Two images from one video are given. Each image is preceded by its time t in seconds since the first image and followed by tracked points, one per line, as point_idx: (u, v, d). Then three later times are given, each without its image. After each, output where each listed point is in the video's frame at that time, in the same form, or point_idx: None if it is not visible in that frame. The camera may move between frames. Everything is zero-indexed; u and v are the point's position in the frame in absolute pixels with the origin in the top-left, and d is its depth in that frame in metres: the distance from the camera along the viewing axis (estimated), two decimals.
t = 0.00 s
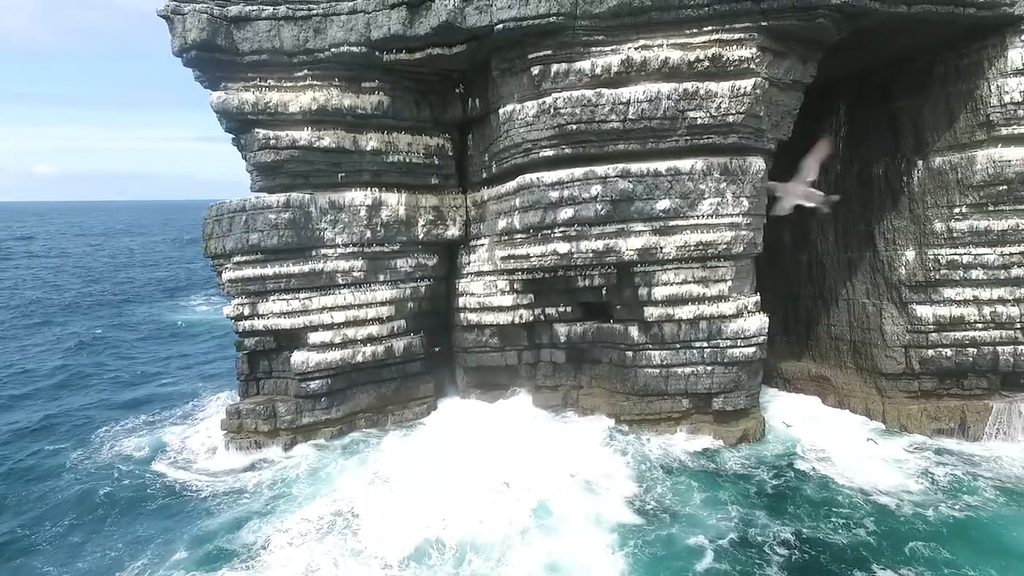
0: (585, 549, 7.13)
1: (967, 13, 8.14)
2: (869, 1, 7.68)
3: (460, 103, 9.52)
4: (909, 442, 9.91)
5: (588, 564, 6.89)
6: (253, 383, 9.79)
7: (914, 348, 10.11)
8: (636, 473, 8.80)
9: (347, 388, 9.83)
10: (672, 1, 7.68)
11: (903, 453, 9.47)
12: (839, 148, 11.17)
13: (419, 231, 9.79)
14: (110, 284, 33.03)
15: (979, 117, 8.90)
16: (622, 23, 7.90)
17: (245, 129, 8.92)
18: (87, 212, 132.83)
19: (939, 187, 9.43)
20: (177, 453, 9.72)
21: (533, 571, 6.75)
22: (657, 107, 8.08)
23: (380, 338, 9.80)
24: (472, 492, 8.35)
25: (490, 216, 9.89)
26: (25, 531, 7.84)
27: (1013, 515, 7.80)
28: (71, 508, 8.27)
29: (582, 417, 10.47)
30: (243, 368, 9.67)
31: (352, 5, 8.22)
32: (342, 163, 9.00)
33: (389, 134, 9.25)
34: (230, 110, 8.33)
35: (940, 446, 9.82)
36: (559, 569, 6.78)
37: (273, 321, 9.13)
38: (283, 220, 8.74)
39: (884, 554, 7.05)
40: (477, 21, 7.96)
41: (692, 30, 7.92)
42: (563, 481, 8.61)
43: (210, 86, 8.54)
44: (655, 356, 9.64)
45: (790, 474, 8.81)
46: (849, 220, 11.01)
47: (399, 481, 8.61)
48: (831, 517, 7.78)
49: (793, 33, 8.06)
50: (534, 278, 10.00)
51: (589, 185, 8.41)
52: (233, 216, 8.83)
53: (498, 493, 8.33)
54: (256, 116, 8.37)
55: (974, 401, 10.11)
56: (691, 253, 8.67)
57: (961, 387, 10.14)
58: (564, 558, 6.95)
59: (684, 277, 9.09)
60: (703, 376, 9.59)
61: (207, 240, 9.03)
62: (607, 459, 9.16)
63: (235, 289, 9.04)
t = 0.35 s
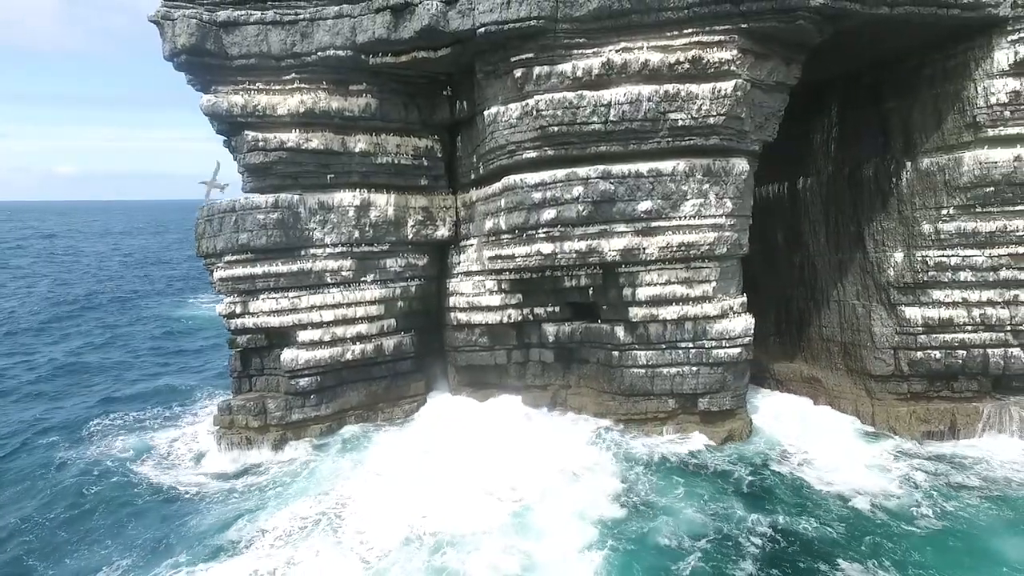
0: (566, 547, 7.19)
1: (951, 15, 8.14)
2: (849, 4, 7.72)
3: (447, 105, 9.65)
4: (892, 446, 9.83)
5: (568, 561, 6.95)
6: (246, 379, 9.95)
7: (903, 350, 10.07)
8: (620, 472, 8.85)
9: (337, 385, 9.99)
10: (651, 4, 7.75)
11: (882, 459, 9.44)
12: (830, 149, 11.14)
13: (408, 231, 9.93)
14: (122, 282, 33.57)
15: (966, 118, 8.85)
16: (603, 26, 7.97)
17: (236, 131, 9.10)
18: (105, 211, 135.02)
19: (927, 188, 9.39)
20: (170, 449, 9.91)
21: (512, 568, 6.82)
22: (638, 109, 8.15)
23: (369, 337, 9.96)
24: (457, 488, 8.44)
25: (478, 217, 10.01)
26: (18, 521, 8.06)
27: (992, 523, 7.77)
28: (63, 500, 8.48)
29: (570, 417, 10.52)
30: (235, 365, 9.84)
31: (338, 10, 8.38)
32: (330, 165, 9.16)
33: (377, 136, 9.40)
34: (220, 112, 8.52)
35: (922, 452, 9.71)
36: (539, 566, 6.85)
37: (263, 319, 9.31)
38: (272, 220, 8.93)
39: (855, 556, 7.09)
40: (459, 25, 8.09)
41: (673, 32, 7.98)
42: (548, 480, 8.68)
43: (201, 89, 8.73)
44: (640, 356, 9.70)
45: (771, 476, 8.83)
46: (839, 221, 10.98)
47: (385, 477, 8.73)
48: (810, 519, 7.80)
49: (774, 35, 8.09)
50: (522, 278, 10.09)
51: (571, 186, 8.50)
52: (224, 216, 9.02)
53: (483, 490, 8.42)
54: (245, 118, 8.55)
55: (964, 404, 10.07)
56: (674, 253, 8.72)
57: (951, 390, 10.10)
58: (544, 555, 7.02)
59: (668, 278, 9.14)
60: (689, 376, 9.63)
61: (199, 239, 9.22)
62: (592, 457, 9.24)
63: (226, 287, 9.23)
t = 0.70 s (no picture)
0: (547, 543, 7.24)
1: (934, 17, 8.15)
2: (829, 6, 7.75)
3: (436, 107, 9.81)
4: (880, 451, 9.78)
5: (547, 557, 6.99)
6: (239, 376, 10.14)
7: (891, 352, 10.05)
8: (606, 470, 8.90)
9: (327, 382, 10.15)
10: (632, 7, 7.83)
11: (869, 465, 9.39)
12: (821, 151, 11.12)
13: (398, 231, 10.08)
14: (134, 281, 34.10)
15: (953, 119, 8.82)
16: (585, 29, 8.06)
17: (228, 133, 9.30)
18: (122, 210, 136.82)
19: (914, 190, 9.37)
20: (166, 446, 10.13)
21: (490, 564, 6.88)
22: (620, 111, 8.23)
23: (359, 335, 10.11)
24: (442, 482, 8.51)
25: (467, 217, 10.13)
26: (12, 512, 8.29)
27: (973, 530, 7.73)
28: (58, 493, 8.70)
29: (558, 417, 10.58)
30: (229, 362, 10.03)
31: (326, 14, 8.55)
32: (320, 166, 9.33)
33: (367, 138, 9.56)
34: (210, 115, 8.71)
35: (911, 455, 9.63)
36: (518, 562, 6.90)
37: (254, 317, 9.49)
38: (262, 220, 9.11)
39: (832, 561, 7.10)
40: (443, 29, 8.22)
41: (654, 35, 8.05)
42: (533, 476, 8.74)
43: (193, 92, 8.92)
44: (627, 356, 9.77)
45: (755, 479, 8.84)
46: (830, 223, 10.97)
47: (371, 471, 8.83)
48: (789, 522, 7.82)
49: (756, 38, 8.14)
50: (510, 278, 10.19)
51: (554, 188, 8.59)
52: (216, 216, 9.21)
53: (468, 485, 8.48)
54: (235, 120, 8.74)
55: (954, 407, 10.04)
56: (657, 254, 8.78)
57: (941, 393, 10.08)
58: (524, 552, 7.07)
59: (652, 279, 9.19)
60: (675, 376, 9.68)
61: (193, 238, 9.40)
62: (579, 455, 9.29)
63: (218, 286, 9.42)
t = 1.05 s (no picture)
0: (522, 543, 7.30)
1: (914, 20, 8.14)
2: (806, 10, 7.79)
3: (422, 109, 9.94)
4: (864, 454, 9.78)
5: (521, 556, 7.05)
6: (229, 373, 10.31)
7: (876, 354, 10.07)
8: (588, 468, 8.97)
9: (315, 380, 10.30)
10: (611, 10, 7.91)
11: (853, 468, 9.38)
12: (810, 152, 11.14)
13: (386, 232, 10.21)
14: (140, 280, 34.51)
15: (935, 122, 8.79)
16: (564, 32, 8.15)
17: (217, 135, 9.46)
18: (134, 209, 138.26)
19: (898, 192, 9.38)
20: (157, 442, 10.33)
21: (464, 562, 6.94)
22: (600, 114, 8.32)
23: (347, 334, 10.25)
24: (424, 482, 8.59)
25: (453, 218, 10.25)
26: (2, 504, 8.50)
27: (948, 530, 7.75)
28: (47, 487, 8.89)
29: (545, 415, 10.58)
30: (219, 360, 10.20)
31: (310, 18, 8.68)
32: (308, 167, 9.48)
33: (353, 139, 9.70)
34: (198, 117, 8.89)
35: (894, 455, 9.64)
36: (492, 561, 6.95)
37: (242, 315, 9.65)
38: (249, 220, 9.28)
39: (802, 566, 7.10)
40: (425, 33, 8.34)
41: (633, 38, 8.12)
42: (514, 476, 8.80)
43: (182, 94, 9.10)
44: (610, 356, 9.87)
45: (734, 481, 8.89)
46: (817, 224, 10.99)
47: (355, 469, 8.93)
48: (763, 523, 7.86)
49: (735, 40, 8.19)
50: (496, 278, 10.27)
51: (535, 189, 8.69)
52: (204, 216, 9.37)
53: (450, 485, 8.56)
54: (222, 122, 8.91)
55: (939, 409, 10.06)
56: (637, 255, 8.87)
57: (926, 395, 10.09)
58: (498, 551, 7.13)
59: (633, 280, 9.26)
60: (657, 377, 9.75)
61: (183, 237, 9.53)
62: (562, 455, 9.36)
63: (207, 285, 9.59)
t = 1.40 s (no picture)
0: (494, 543, 7.34)
1: (888, 22, 8.16)
2: (778, 12, 7.85)
3: (405, 110, 10.07)
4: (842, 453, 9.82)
5: (490, 557, 7.09)
6: (215, 371, 10.42)
7: (856, 355, 10.11)
8: (566, 469, 9.02)
9: (300, 378, 10.43)
10: (585, 13, 7.99)
11: (833, 469, 9.39)
12: (792, 153, 11.16)
13: (370, 232, 10.33)
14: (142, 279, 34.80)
15: (911, 123, 8.82)
16: (540, 34, 8.24)
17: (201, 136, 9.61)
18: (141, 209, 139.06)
19: (876, 193, 9.40)
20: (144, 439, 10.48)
21: (433, 563, 6.99)
22: (575, 115, 8.41)
23: (331, 332, 10.37)
24: (402, 483, 8.67)
25: (436, 218, 10.36)
26: None
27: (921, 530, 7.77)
28: (33, 482, 9.07)
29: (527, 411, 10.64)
30: (206, 357, 10.31)
31: (291, 21, 8.80)
32: (291, 168, 9.61)
33: (336, 140, 9.83)
34: (181, 118, 9.03)
35: (872, 454, 9.69)
36: (461, 562, 7.00)
37: (226, 314, 9.79)
38: (232, 220, 9.42)
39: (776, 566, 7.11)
40: (402, 35, 8.45)
41: (608, 40, 8.20)
42: (494, 477, 8.84)
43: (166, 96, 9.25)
44: (590, 356, 9.95)
45: (711, 480, 8.96)
46: (799, 225, 11.03)
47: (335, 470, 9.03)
48: (734, 522, 7.94)
49: (710, 42, 8.25)
50: (478, 278, 10.36)
51: (512, 190, 8.78)
52: (189, 216, 9.52)
53: (426, 486, 8.62)
54: (205, 124, 9.05)
55: (919, 410, 10.14)
56: (614, 256, 8.96)
57: (906, 396, 10.14)
58: (469, 552, 7.17)
59: (611, 280, 9.34)
60: (636, 376, 9.83)
61: (168, 237, 9.69)
62: (542, 454, 9.41)
63: (191, 284, 9.72)
